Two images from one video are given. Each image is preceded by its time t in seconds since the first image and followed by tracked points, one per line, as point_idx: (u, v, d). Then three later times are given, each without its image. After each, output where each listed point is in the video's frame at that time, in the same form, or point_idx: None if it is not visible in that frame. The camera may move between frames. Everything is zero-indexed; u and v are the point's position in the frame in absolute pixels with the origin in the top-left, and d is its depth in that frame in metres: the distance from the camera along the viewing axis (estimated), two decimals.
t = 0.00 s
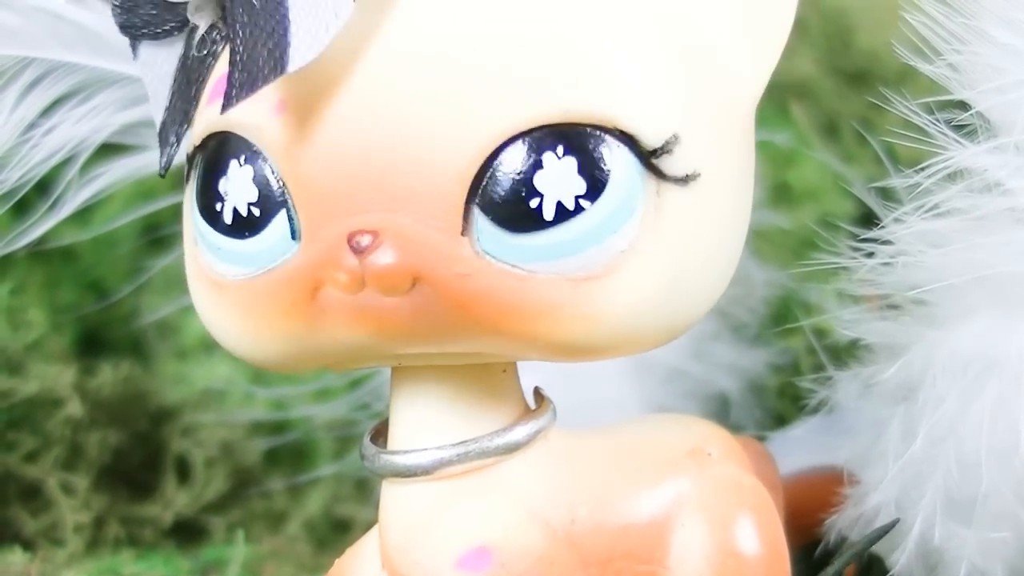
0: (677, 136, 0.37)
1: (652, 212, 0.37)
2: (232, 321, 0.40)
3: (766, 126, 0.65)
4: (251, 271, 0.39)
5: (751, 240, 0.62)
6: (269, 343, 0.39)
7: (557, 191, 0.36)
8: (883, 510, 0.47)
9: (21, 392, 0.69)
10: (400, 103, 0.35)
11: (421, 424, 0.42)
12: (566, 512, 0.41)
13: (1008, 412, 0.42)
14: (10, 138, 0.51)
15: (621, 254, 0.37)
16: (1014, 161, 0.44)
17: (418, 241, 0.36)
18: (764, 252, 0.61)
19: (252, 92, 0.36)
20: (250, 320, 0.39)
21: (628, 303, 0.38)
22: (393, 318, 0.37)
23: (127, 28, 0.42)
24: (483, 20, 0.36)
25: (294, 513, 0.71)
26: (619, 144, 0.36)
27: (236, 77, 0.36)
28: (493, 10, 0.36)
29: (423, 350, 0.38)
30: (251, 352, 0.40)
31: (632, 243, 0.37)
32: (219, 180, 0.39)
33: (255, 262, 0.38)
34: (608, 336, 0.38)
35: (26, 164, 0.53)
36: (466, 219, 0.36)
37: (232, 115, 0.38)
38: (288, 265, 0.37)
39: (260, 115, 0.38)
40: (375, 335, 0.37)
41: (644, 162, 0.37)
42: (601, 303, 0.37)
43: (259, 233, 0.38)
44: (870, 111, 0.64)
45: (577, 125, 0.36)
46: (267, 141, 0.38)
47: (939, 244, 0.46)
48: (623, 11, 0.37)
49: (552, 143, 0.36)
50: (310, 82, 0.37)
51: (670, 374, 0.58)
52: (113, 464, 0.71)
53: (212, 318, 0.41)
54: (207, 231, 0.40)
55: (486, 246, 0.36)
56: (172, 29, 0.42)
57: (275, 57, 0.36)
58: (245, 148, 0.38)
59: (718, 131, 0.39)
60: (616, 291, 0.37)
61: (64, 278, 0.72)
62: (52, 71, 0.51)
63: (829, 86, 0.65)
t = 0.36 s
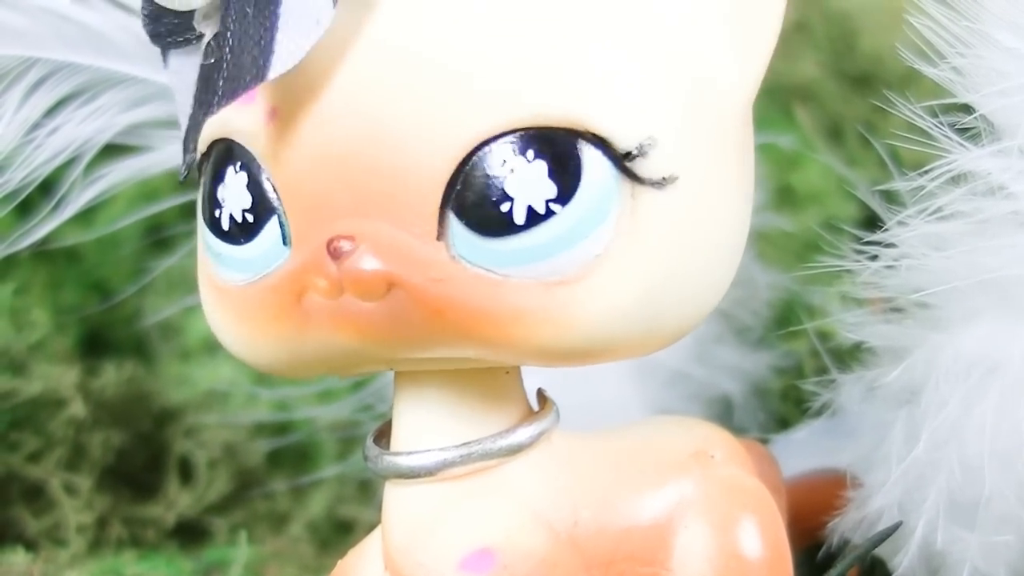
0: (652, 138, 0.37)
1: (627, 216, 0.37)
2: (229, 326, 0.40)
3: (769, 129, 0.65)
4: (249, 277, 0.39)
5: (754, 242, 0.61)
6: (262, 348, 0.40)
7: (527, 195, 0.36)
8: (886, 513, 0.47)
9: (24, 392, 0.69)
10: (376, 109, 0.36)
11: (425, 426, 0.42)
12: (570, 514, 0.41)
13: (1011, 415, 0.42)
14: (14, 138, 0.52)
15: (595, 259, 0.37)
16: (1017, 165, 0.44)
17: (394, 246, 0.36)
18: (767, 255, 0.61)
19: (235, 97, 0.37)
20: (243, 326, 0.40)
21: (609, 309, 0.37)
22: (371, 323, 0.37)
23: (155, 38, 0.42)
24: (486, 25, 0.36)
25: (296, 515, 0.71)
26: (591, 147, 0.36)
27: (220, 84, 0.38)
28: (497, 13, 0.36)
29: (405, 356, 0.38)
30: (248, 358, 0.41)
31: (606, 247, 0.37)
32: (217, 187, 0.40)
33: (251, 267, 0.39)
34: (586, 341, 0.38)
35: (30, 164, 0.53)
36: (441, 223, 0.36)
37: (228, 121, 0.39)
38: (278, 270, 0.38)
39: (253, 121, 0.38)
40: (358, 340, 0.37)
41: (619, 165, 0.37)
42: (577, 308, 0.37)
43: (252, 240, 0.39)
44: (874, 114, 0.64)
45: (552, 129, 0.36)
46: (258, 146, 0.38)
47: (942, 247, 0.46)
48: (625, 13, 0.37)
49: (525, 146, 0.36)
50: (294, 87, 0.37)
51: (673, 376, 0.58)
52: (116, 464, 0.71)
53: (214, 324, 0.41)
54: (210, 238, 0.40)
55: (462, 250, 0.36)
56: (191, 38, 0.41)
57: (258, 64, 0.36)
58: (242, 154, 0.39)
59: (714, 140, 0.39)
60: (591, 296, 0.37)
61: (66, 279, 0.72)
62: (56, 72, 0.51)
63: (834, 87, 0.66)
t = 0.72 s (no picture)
0: (724, 150, 0.39)
1: (703, 224, 0.38)
2: (261, 325, 0.39)
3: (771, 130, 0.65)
4: (282, 273, 0.38)
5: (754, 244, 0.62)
6: (302, 347, 0.38)
7: (623, 201, 0.36)
8: (886, 515, 0.47)
9: (24, 394, 0.68)
10: (463, 110, 0.36)
11: (424, 428, 0.42)
12: (571, 516, 0.41)
13: (1011, 418, 0.42)
14: (14, 140, 0.51)
15: (674, 266, 0.38)
16: (1018, 167, 0.44)
17: (481, 248, 0.36)
18: (768, 257, 0.62)
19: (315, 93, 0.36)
20: (284, 325, 0.38)
21: (681, 314, 0.38)
22: (452, 325, 0.37)
23: (104, 20, 0.41)
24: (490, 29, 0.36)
25: (297, 517, 0.71)
26: (680, 159, 0.37)
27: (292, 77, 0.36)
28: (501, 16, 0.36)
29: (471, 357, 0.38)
30: (279, 357, 0.39)
31: (684, 255, 0.38)
32: (249, 180, 0.38)
33: (290, 264, 0.38)
34: (656, 344, 0.38)
35: (30, 165, 0.53)
36: (528, 227, 0.36)
37: (268, 114, 0.38)
38: (334, 269, 0.37)
39: (303, 119, 0.37)
40: (428, 342, 0.37)
41: (699, 175, 0.38)
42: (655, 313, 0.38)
43: (294, 236, 0.37)
44: (875, 117, 0.65)
45: (617, 136, 0.36)
46: (303, 143, 0.37)
47: (942, 250, 0.46)
48: (629, 14, 0.37)
49: (616, 154, 0.36)
50: (366, 88, 0.37)
51: (674, 378, 0.58)
52: (115, 466, 0.71)
53: (231, 322, 0.40)
54: (229, 232, 0.39)
55: (546, 254, 0.36)
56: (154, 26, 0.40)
57: (334, 57, 0.36)
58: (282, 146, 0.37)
59: (747, 140, 0.40)
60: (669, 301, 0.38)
61: (66, 280, 0.72)
62: (55, 73, 0.51)
63: (834, 89, 0.66)
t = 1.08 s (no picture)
0: (679, 146, 0.37)
1: (654, 223, 0.37)
2: (235, 330, 0.40)
3: (772, 130, 0.65)
4: (255, 280, 0.39)
5: (754, 244, 0.62)
6: (273, 353, 0.39)
7: (559, 202, 0.36)
8: (887, 514, 0.47)
9: (24, 393, 0.69)
10: (401, 114, 0.36)
11: (425, 428, 0.42)
12: (571, 516, 0.41)
13: (1011, 417, 0.43)
14: (15, 140, 0.52)
15: (623, 265, 0.37)
16: (1019, 167, 0.44)
17: (423, 253, 0.36)
18: (768, 257, 0.62)
19: (255, 103, 0.36)
20: (251, 329, 0.39)
21: (632, 315, 0.38)
22: (396, 329, 0.37)
23: (133, 35, 0.41)
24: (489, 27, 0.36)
25: (297, 516, 0.71)
26: (623, 156, 0.36)
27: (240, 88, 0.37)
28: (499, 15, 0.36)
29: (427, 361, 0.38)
30: (254, 362, 0.40)
31: (634, 254, 0.37)
32: (224, 190, 0.39)
33: (261, 271, 0.38)
34: (609, 347, 0.38)
35: (31, 164, 0.53)
36: (469, 230, 0.36)
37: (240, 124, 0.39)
38: (292, 275, 0.38)
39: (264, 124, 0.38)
40: (379, 346, 0.37)
41: (648, 173, 0.37)
42: (603, 315, 0.37)
43: (262, 244, 0.38)
44: (875, 115, 0.64)
45: (581, 136, 0.36)
46: (268, 150, 0.38)
47: (943, 249, 0.46)
48: (628, 15, 0.37)
49: (555, 154, 0.36)
50: (315, 93, 0.37)
51: (674, 377, 0.58)
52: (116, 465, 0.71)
53: (215, 326, 0.41)
54: (213, 241, 0.40)
55: (489, 257, 0.36)
56: (178, 37, 0.41)
57: (279, 68, 0.36)
58: (251, 157, 0.38)
59: (726, 139, 0.39)
60: (620, 301, 0.37)
61: (67, 279, 0.72)
62: (56, 72, 0.51)
63: (834, 89, 0.65)
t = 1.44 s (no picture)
0: (684, 149, 0.37)
1: (659, 225, 0.37)
2: (237, 323, 0.40)
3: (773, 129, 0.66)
4: (257, 273, 0.39)
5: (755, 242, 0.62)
6: (273, 346, 0.39)
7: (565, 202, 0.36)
8: (888, 513, 0.47)
9: (24, 392, 0.69)
10: (406, 110, 0.36)
11: (424, 427, 0.42)
12: (571, 514, 0.41)
13: (1011, 416, 0.43)
14: (15, 139, 0.52)
15: (628, 266, 0.37)
16: (1019, 165, 0.44)
17: (425, 249, 0.36)
18: (769, 255, 0.62)
19: (261, 94, 0.36)
20: (254, 323, 0.39)
21: (636, 315, 0.38)
22: (400, 324, 0.37)
23: (139, 29, 0.43)
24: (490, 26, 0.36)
25: (298, 515, 0.71)
26: (629, 156, 0.36)
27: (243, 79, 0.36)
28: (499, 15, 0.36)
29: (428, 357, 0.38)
30: (257, 356, 0.40)
31: (639, 255, 0.37)
32: (226, 182, 0.39)
33: (263, 264, 0.38)
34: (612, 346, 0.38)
35: (31, 163, 0.53)
36: (473, 227, 0.36)
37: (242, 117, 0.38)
38: (296, 268, 0.37)
39: (269, 117, 0.38)
40: (382, 341, 0.37)
41: (653, 175, 0.37)
42: (607, 314, 0.37)
43: (264, 237, 0.38)
44: (875, 114, 0.64)
45: (587, 136, 0.36)
46: (274, 143, 0.37)
47: (942, 248, 0.46)
48: (629, 14, 0.37)
49: (561, 153, 0.36)
50: (323, 86, 0.37)
51: (675, 376, 0.58)
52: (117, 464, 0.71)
53: (217, 320, 0.41)
54: (214, 233, 0.40)
55: (493, 254, 0.36)
56: (185, 29, 0.42)
57: (285, 60, 0.35)
58: (254, 151, 0.38)
59: (727, 139, 0.39)
60: (626, 301, 0.37)
61: (67, 279, 0.72)
62: (56, 71, 0.51)
63: (835, 89, 0.65)
